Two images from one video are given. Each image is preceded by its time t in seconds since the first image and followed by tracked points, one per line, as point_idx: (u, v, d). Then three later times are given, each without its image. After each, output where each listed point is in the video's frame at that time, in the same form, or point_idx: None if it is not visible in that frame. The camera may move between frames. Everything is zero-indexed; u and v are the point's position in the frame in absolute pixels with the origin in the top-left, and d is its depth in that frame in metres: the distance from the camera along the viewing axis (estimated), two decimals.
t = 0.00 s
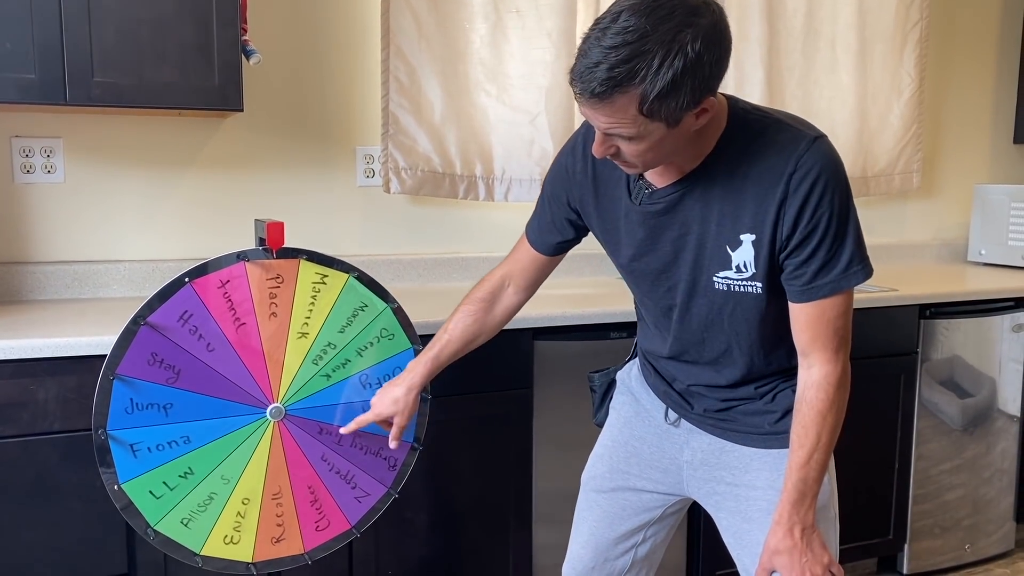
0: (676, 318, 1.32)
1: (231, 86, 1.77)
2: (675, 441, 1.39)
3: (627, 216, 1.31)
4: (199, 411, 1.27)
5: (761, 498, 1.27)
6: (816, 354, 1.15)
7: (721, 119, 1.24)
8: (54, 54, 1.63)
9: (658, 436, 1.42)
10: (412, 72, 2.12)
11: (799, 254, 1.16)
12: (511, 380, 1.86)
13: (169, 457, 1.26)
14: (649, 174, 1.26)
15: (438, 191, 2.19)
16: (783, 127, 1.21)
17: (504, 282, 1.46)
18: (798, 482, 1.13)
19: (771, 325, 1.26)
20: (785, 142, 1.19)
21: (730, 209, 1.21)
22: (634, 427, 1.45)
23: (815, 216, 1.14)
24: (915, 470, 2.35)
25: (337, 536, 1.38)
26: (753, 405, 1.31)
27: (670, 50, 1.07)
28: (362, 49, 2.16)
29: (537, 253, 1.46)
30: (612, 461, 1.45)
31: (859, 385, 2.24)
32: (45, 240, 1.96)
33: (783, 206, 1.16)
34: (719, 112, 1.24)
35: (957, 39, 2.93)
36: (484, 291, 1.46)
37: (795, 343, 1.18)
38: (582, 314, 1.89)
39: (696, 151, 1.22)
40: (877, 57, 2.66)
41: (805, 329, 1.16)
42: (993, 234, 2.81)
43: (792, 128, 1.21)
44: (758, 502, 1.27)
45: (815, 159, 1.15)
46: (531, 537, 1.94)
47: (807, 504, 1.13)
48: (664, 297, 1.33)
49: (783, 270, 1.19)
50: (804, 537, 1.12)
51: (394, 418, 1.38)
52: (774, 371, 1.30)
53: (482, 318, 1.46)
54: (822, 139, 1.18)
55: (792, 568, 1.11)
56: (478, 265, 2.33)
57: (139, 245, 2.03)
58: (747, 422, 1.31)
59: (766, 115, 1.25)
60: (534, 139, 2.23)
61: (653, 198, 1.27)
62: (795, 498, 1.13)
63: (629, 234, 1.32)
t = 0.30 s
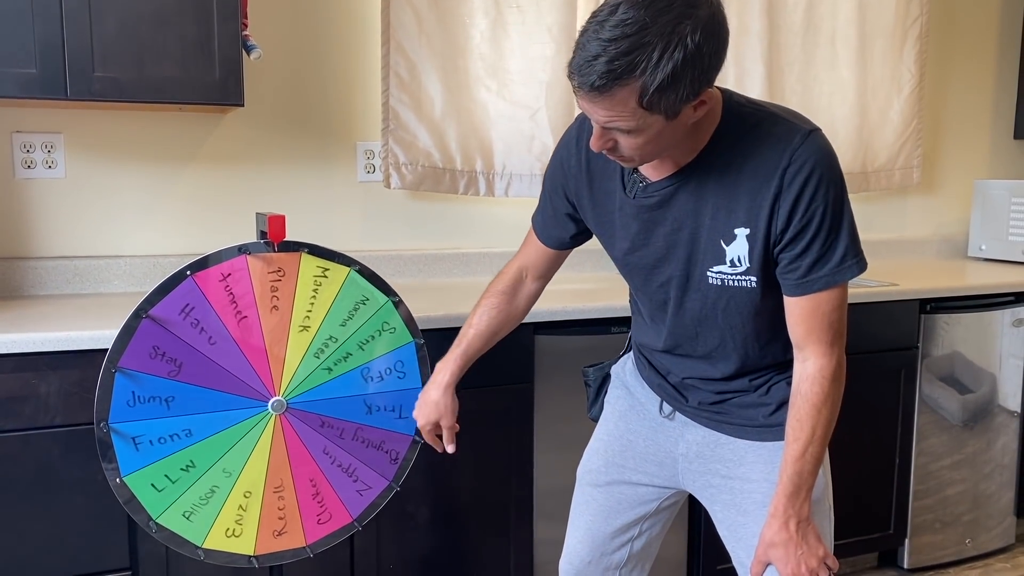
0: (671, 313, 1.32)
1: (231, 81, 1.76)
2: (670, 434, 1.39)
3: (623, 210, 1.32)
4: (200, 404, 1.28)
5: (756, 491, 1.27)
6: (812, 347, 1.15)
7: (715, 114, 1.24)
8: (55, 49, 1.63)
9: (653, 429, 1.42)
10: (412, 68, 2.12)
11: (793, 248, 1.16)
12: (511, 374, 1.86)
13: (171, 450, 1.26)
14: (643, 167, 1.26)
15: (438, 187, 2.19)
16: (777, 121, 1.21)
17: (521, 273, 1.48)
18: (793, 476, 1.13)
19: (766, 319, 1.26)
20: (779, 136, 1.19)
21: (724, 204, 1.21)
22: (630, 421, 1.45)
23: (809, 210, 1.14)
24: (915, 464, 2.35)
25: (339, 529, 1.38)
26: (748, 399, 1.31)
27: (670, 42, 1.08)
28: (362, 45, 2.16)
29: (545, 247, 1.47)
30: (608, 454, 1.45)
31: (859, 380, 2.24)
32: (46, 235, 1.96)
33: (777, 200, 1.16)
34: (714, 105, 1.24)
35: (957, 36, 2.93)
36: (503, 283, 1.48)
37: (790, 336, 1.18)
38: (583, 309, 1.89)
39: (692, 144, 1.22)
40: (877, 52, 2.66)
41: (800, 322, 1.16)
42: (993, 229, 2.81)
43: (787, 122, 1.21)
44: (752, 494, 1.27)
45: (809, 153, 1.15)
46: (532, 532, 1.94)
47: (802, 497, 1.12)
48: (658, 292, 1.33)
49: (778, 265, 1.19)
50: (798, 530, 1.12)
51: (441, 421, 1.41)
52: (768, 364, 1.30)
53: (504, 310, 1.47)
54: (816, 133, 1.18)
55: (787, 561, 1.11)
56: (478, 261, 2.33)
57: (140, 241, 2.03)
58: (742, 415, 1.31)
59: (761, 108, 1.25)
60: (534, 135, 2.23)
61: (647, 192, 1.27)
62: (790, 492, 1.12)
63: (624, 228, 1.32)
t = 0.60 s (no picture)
0: (666, 314, 1.33)
1: (234, 79, 1.77)
2: (669, 431, 1.40)
3: (612, 215, 1.32)
4: (204, 400, 1.28)
5: (755, 488, 1.27)
6: (803, 344, 1.15)
7: (697, 118, 1.24)
8: (57, 47, 1.63)
9: (652, 427, 1.42)
10: (414, 66, 2.13)
11: (781, 247, 1.15)
12: (513, 371, 1.86)
13: (174, 447, 1.26)
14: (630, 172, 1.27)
15: (440, 185, 2.19)
16: (759, 122, 1.21)
17: (507, 285, 1.48)
18: (789, 472, 1.12)
19: (759, 317, 1.26)
20: (762, 135, 1.19)
21: (712, 205, 1.22)
22: (628, 419, 1.45)
23: (796, 208, 1.13)
24: (917, 462, 2.35)
25: (342, 526, 1.38)
26: (745, 395, 1.31)
27: (651, 46, 1.08)
28: (364, 43, 2.16)
29: (533, 255, 1.47)
30: (606, 451, 1.46)
31: (861, 377, 2.24)
32: (50, 233, 1.97)
33: (763, 200, 1.16)
34: (698, 107, 1.25)
35: (959, 33, 2.93)
36: (489, 295, 1.48)
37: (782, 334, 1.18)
38: (586, 306, 1.89)
39: (676, 147, 1.22)
40: (879, 50, 2.66)
41: (791, 320, 1.15)
42: (995, 226, 2.81)
43: (770, 122, 1.21)
44: (751, 491, 1.27)
45: (793, 151, 1.15)
46: (534, 529, 1.95)
47: (800, 493, 1.12)
48: (652, 295, 1.33)
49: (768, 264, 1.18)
50: (796, 526, 1.12)
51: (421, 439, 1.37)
52: (764, 363, 1.31)
53: (491, 323, 1.47)
54: (798, 132, 1.18)
55: (786, 557, 1.11)
56: (480, 259, 2.33)
57: (143, 238, 2.04)
58: (740, 412, 1.31)
59: (744, 110, 1.25)
60: (536, 133, 2.23)
61: (635, 197, 1.27)
62: (788, 488, 1.12)
63: (615, 233, 1.33)
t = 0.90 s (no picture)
0: (655, 321, 1.33)
1: (238, 78, 1.77)
2: (662, 431, 1.39)
3: (599, 224, 1.31)
4: (209, 399, 1.28)
5: (750, 486, 1.27)
6: (796, 343, 1.16)
7: (681, 125, 1.24)
8: (61, 46, 1.64)
9: (645, 427, 1.42)
10: (417, 64, 2.13)
11: (768, 249, 1.16)
12: (516, 370, 1.86)
13: (179, 445, 1.27)
14: (615, 180, 1.26)
15: (443, 183, 2.19)
16: (740, 127, 1.22)
17: (483, 295, 1.44)
18: (784, 469, 1.12)
19: (749, 319, 1.26)
20: (743, 141, 1.20)
21: (698, 210, 1.22)
22: (621, 419, 1.45)
23: (781, 210, 1.14)
24: (921, 460, 2.35)
25: (345, 524, 1.38)
26: (739, 394, 1.31)
27: (634, 52, 1.08)
28: (367, 41, 2.17)
29: (513, 264, 1.44)
30: (599, 452, 1.45)
31: (864, 375, 2.24)
32: (54, 232, 1.97)
33: (748, 203, 1.17)
34: (681, 114, 1.25)
35: (962, 31, 2.92)
36: (465, 303, 1.43)
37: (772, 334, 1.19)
38: (590, 304, 1.89)
39: (659, 156, 1.22)
40: (882, 48, 2.66)
41: (780, 319, 1.16)
42: (999, 224, 2.80)
43: (750, 127, 1.22)
44: (746, 489, 1.27)
45: (775, 154, 1.16)
46: (538, 527, 1.95)
47: (795, 489, 1.12)
48: (640, 303, 1.33)
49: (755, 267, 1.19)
50: (790, 522, 1.11)
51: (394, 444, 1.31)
52: (754, 364, 1.31)
53: (465, 328, 1.41)
54: (779, 136, 1.19)
55: (783, 553, 1.10)
56: (483, 257, 2.34)
57: (147, 237, 2.04)
58: (733, 410, 1.31)
59: (725, 116, 1.25)
60: (539, 131, 2.23)
61: (621, 206, 1.27)
62: (782, 485, 1.12)
63: (602, 243, 1.32)
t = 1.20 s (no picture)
0: (646, 323, 1.32)
1: (243, 77, 1.77)
2: (653, 431, 1.39)
3: (588, 228, 1.31)
4: (213, 398, 1.28)
5: (739, 486, 1.26)
6: (787, 343, 1.16)
7: (668, 130, 1.24)
8: (67, 45, 1.64)
9: (636, 427, 1.42)
10: (422, 63, 2.13)
11: (757, 252, 1.16)
12: (520, 368, 1.86)
13: (184, 443, 1.27)
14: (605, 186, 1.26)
15: (447, 182, 2.19)
16: (729, 132, 1.22)
17: (468, 301, 1.44)
18: (773, 468, 1.12)
19: (737, 320, 1.26)
20: (731, 146, 1.20)
21: (686, 215, 1.21)
22: (612, 419, 1.45)
23: (769, 214, 1.14)
24: (925, 459, 2.35)
25: (351, 522, 1.39)
26: (729, 393, 1.31)
27: (624, 58, 1.08)
28: (372, 40, 2.17)
29: (501, 269, 1.44)
30: (590, 453, 1.45)
31: (869, 374, 2.23)
32: (60, 231, 1.98)
33: (736, 207, 1.16)
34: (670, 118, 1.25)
35: (967, 29, 2.91)
36: (452, 306, 1.43)
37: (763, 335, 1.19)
38: (594, 303, 1.89)
39: (648, 161, 1.22)
40: (887, 46, 2.65)
41: (771, 320, 1.16)
42: (1005, 223, 2.80)
43: (737, 132, 1.21)
44: (735, 488, 1.26)
45: (764, 158, 1.16)
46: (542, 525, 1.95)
47: (783, 487, 1.12)
48: (630, 306, 1.33)
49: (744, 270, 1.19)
50: (778, 520, 1.11)
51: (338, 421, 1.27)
52: (743, 366, 1.31)
53: (448, 334, 1.40)
54: (767, 140, 1.19)
55: (772, 550, 1.10)
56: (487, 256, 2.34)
57: (152, 236, 2.04)
58: (723, 410, 1.30)
59: (713, 121, 1.25)
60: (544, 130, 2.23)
61: (611, 210, 1.26)
62: (771, 483, 1.12)
63: (592, 246, 1.32)
